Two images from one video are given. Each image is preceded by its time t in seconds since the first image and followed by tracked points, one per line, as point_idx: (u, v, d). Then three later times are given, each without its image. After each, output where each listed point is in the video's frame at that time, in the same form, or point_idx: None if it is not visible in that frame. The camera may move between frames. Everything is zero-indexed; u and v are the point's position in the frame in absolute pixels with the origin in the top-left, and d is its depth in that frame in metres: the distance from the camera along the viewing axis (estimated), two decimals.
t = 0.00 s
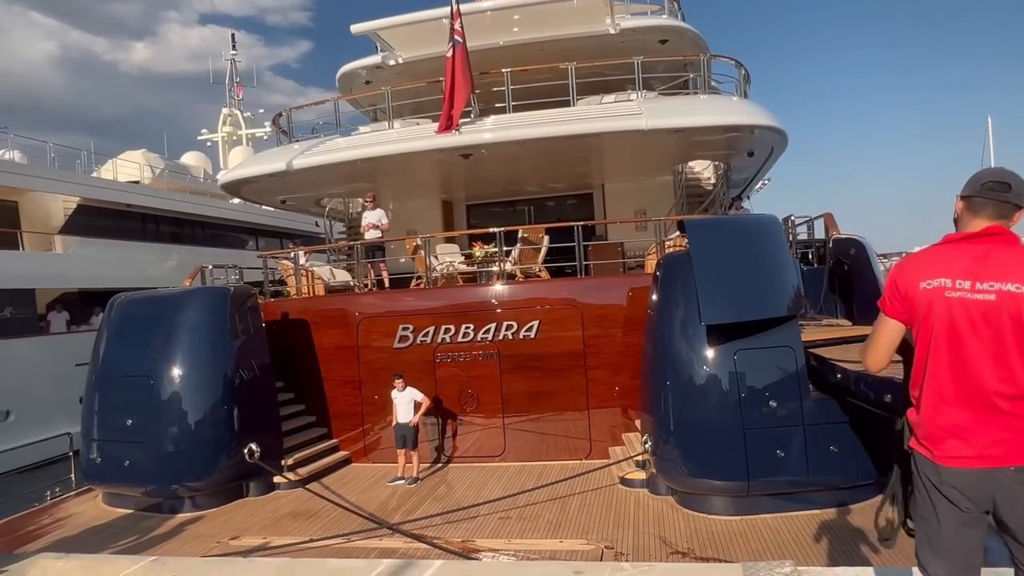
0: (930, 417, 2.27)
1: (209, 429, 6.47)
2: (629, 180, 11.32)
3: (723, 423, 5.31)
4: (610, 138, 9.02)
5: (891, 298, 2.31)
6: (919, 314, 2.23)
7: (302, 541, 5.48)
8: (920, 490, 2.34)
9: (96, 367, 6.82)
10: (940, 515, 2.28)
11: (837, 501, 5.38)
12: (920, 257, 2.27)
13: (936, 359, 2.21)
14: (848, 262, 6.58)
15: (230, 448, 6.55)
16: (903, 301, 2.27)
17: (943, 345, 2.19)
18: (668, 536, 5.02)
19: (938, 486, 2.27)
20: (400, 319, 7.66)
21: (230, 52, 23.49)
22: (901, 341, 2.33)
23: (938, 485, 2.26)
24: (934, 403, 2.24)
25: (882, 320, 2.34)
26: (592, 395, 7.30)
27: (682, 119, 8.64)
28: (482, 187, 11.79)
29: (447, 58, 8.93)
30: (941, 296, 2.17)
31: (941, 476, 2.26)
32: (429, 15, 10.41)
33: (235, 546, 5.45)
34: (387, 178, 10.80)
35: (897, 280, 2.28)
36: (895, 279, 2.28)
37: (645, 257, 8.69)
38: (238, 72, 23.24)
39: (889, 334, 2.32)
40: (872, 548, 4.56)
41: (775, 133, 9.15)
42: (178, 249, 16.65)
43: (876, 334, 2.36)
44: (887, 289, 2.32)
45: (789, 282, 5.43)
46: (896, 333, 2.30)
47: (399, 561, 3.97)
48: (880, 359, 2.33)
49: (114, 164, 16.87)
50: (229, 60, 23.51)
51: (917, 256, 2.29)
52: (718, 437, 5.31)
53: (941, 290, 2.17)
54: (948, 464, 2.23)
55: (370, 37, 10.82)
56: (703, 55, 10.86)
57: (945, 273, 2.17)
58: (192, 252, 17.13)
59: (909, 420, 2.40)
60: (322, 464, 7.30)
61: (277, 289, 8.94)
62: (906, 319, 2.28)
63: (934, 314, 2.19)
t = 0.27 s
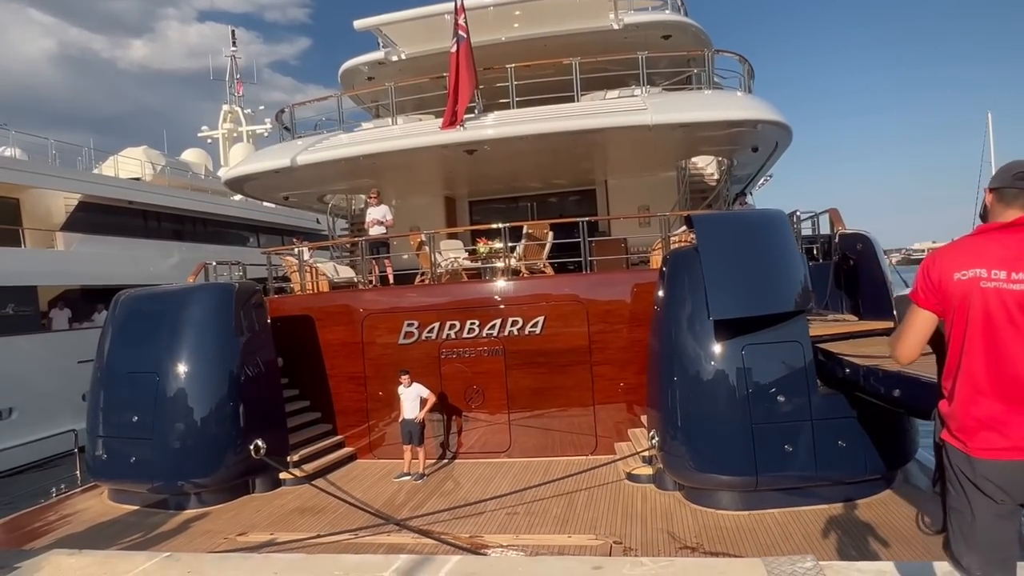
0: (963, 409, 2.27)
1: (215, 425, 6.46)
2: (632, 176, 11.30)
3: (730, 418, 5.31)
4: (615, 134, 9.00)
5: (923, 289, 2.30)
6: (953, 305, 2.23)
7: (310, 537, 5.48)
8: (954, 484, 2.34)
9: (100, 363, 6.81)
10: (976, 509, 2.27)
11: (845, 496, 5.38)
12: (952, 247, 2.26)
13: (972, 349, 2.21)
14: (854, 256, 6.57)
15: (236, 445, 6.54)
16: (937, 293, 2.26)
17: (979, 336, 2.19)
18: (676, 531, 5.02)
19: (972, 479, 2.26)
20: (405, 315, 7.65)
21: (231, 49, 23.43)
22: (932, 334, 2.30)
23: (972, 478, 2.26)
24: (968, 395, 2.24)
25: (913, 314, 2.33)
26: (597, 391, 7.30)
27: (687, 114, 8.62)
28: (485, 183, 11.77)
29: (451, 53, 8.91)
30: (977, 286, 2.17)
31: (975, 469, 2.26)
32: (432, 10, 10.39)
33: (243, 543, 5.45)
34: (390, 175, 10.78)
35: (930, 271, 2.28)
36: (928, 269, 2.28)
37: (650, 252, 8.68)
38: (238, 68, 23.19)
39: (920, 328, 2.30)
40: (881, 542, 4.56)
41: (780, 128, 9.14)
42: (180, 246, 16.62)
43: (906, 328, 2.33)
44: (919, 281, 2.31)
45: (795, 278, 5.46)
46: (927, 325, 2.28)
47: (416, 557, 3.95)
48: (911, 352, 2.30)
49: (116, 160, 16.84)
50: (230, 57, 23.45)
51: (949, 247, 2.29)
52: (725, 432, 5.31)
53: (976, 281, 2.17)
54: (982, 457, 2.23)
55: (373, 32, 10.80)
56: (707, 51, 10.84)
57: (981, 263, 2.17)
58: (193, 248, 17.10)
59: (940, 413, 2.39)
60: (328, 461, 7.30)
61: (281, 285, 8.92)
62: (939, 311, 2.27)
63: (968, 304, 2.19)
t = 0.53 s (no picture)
0: (1000, 402, 2.29)
1: (218, 423, 6.42)
2: (635, 173, 11.28)
3: (738, 414, 5.29)
4: (619, 130, 8.97)
5: (958, 280, 2.31)
6: (991, 297, 2.24)
7: (315, 534, 5.45)
8: (991, 479, 2.35)
9: (103, 361, 6.77)
10: (1013, 503, 2.28)
11: (853, 492, 5.36)
12: (987, 238, 2.28)
13: (1010, 342, 2.23)
14: (860, 252, 6.54)
15: (240, 442, 6.51)
16: (973, 283, 2.27)
17: (1018, 327, 2.21)
18: (684, 527, 5.00)
19: (1009, 473, 2.28)
20: (409, 312, 7.62)
21: (230, 46, 23.38)
22: (964, 326, 2.31)
23: (1009, 473, 2.27)
24: (1006, 388, 2.25)
25: (945, 306, 2.32)
26: (602, 388, 7.28)
27: (692, 110, 8.59)
28: (487, 180, 11.74)
29: (455, 49, 8.87)
30: (1015, 276, 2.18)
31: (1012, 463, 2.27)
32: (434, 6, 10.35)
33: (248, 540, 5.42)
34: (392, 172, 10.74)
35: (967, 261, 2.29)
36: (965, 260, 2.28)
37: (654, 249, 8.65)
38: (237, 66, 23.13)
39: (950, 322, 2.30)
40: (891, 538, 4.53)
41: (784, 124, 9.10)
42: (180, 244, 16.56)
43: (937, 321, 2.32)
44: (954, 273, 2.32)
45: (803, 273, 5.43)
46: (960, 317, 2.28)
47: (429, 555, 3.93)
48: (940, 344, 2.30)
49: (116, 158, 16.79)
50: (229, 54, 23.40)
51: (983, 239, 2.30)
52: (733, 429, 5.28)
53: (1013, 272, 2.19)
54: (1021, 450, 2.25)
55: (375, 29, 10.76)
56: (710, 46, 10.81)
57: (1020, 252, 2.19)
58: (194, 246, 17.06)
59: (975, 407, 2.41)
60: (331, 458, 7.28)
61: (283, 282, 8.89)
62: (976, 303, 2.28)
63: (1005, 297, 2.21)
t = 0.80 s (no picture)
0: None
1: (219, 422, 6.37)
2: (636, 171, 11.25)
3: (744, 413, 5.26)
4: (622, 128, 8.94)
5: (997, 277, 2.29)
6: None
7: (317, 534, 5.40)
8: None
9: (102, 360, 6.71)
10: None
11: (858, 491, 5.34)
12: None
13: None
14: (864, 250, 6.52)
15: (241, 442, 6.46)
16: (1013, 280, 2.25)
17: None
18: (690, 527, 4.97)
19: None
20: (410, 311, 7.58)
21: (228, 44, 23.30)
22: (1007, 326, 2.31)
23: None
24: None
25: (986, 304, 2.32)
26: (605, 387, 7.24)
27: (695, 107, 8.56)
28: (487, 179, 11.70)
29: (456, 46, 8.83)
30: None
31: None
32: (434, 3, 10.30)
33: (250, 541, 5.37)
34: (392, 170, 10.69)
35: (1007, 258, 2.26)
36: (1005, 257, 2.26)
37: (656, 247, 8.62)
38: (235, 64, 23.06)
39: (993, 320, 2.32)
40: (898, 537, 4.51)
41: (786, 122, 9.08)
42: (178, 242, 16.48)
43: (981, 318, 2.34)
44: (994, 271, 2.30)
45: (809, 271, 5.40)
46: (1001, 318, 2.28)
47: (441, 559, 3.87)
48: (985, 344, 2.33)
49: (113, 156, 16.70)
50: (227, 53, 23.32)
51: None
52: (739, 428, 5.26)
53: None
54: None
55: (374, 26, 10.72)
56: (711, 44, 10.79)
57: None
58: (191, 245, 16.98)
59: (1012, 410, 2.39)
60: (333, 458, 7.23)
61: (284, 281, 8.84)
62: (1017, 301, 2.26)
63: None
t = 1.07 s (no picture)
0: None
1: (217, 421, 6.32)
2: (634, 170, 11.24)
3: (745, 412, 5.25)
4: (622, 126, 8.92)
5: None
6: None
7: (318, 533, 5.36)
8: None
9: (98, 359, 6.65)
10: None
11: (860, 491, 5.33)
12: None
13: None
14: (864, 250, 6.52)
15: (239, 441, 6.41)
16: None
17: None
18: (692, 526, 4.96)
19: None
20: (410, 309, 7.54)
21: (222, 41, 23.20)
22: None
23: None
24: None
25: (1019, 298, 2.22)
26: (605, 386, 7.23)
27: (695, 106, 8.55)
28: (485, 177, 11.67)
29: (456, 43, 8.79)
30: None
31: None
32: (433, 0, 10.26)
33: (249, 540, 5.32)
34: (390, 168, 10.65)
35: None
36: None
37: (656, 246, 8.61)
38: (230, 61, 22.96)
39: None
40: (901, 537, 4.51)
41: (785, 121, 9.09)
42: (173, 240, 16.39)
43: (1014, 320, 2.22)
44: None
45: (811, 271, 5.40)
46: None
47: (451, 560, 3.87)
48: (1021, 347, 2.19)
49: (108, 152, 16.59)
50: (222, 50, 23.22)
51: None
52: (741, 427, 5.24)
53: None
54: None
55: (373, 23, 10.67)
56: (710, 43, 10.78)
57: None
58: (187, 243, 16.88)
59: None
60: (331, 457, 7.19)
61: (281, 279, 8.79)
62: None
63: None
